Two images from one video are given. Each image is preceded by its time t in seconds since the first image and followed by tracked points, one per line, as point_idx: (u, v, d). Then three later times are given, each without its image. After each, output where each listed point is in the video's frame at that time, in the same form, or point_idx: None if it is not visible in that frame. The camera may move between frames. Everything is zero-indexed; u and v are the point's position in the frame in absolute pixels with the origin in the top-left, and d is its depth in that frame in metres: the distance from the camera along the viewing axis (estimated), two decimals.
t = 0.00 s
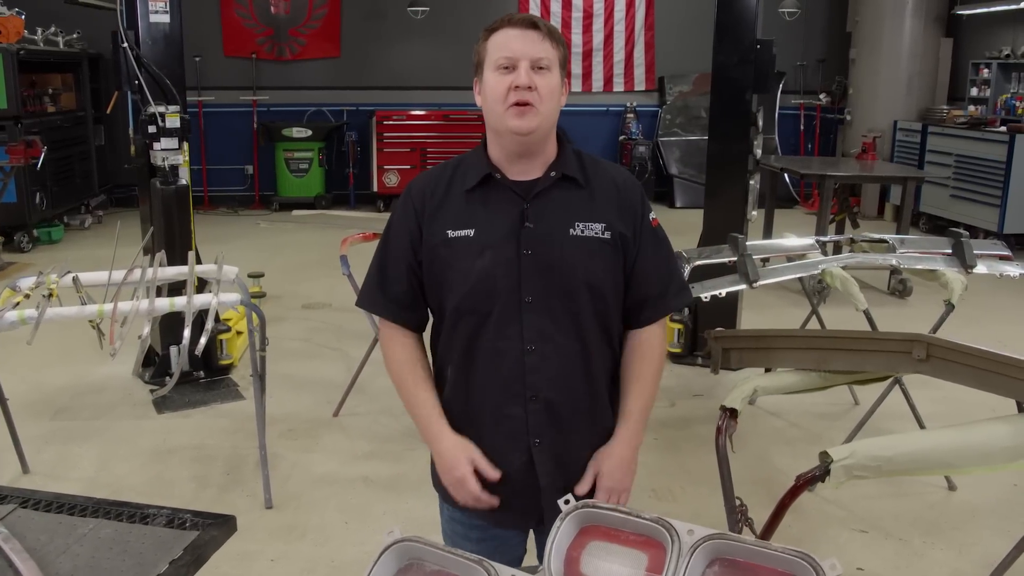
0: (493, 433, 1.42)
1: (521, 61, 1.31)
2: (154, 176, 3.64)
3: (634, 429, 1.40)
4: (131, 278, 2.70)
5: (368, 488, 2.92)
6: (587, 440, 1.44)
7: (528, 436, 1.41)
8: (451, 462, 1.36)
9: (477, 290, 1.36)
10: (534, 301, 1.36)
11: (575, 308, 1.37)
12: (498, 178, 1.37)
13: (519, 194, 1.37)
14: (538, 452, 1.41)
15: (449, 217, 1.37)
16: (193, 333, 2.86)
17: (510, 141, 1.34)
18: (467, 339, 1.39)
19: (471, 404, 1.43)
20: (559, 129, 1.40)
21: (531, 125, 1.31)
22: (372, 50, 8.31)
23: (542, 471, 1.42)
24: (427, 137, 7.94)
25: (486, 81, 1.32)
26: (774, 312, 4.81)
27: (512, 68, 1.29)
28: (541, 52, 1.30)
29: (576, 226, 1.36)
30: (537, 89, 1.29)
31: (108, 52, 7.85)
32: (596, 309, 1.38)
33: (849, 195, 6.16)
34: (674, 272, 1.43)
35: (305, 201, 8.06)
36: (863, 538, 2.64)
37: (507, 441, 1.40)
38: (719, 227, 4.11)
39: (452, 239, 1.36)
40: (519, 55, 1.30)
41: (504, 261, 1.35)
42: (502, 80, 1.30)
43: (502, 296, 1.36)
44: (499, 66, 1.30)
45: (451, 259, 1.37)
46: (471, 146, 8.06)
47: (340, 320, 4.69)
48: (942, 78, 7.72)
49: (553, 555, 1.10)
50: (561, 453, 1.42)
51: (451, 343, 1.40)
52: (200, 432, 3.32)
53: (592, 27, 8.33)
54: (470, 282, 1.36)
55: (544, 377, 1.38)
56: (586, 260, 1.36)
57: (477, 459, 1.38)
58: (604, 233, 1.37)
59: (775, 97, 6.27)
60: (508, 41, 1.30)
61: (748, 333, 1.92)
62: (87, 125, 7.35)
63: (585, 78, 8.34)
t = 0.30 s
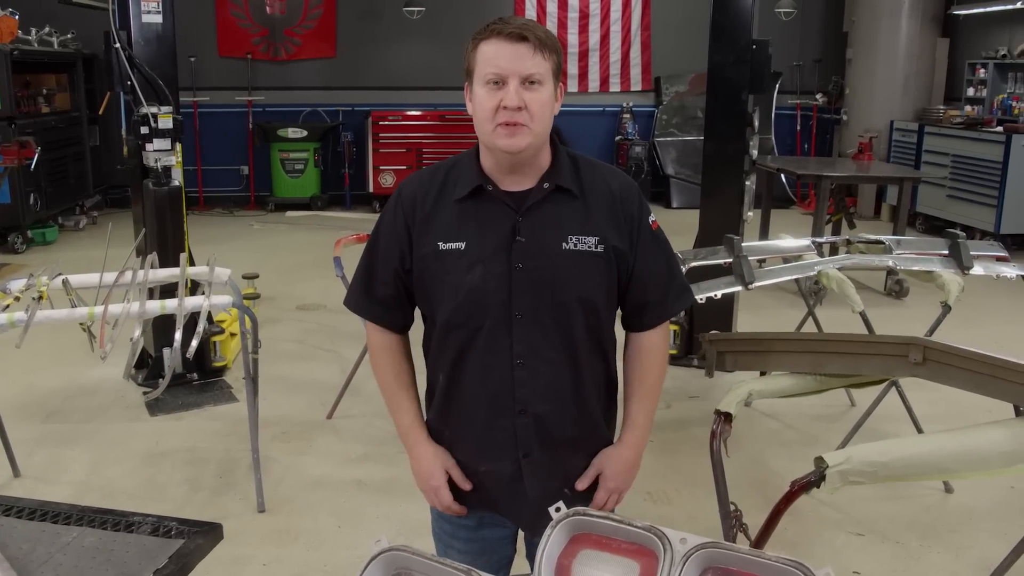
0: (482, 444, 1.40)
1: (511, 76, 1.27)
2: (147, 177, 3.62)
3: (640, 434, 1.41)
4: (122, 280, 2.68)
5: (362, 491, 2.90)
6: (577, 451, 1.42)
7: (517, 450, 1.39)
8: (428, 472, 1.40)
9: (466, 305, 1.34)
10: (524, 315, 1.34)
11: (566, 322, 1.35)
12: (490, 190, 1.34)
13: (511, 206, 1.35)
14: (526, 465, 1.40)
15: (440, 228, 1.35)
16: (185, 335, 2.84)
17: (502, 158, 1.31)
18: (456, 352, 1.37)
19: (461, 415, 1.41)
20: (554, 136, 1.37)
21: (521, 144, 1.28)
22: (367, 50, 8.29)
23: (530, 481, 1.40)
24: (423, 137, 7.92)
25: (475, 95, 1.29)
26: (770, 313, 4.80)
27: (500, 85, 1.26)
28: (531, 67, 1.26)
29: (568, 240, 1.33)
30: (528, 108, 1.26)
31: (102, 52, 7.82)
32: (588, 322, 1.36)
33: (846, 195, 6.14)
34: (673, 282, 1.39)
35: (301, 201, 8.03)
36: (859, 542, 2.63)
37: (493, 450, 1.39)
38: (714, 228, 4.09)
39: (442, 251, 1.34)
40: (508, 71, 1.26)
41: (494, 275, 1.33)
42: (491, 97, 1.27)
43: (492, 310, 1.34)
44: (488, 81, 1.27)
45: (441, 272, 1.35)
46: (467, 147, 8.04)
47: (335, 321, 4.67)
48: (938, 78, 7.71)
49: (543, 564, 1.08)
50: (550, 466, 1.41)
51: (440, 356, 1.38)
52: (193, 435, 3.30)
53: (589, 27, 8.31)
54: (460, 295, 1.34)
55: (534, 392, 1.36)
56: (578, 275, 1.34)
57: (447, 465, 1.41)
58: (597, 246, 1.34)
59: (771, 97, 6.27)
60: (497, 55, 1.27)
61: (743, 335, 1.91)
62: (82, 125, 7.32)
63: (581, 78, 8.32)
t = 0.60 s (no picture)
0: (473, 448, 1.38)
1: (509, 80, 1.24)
2: (138, 178, 3.59)
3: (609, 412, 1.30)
4: (112, 283, 2.65)
5: (354, 494, 2.88)
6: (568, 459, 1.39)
7: (507, 455, 1.36)
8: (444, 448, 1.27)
9: (458, 306, 1.32)
10: (517, 318, 1.32)
11: (559, 327, 1.33)
12: (485, 190, 1.32)
13: (507, 208, 1.33)
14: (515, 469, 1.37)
15: (434, 228, 1.33)
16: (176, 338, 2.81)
17: (499, 163, 1.29)
18: (448, 355, 1.35)
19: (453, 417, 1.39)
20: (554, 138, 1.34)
21: (519, 151, 1.26)
22: (362, 50, 8.26)
23: (519, 487, 1.38)
24: (418, 137, 7.91)
25: (472, 97, 1.26)
26: (765, 313, 4.78)
27: (499, 89, 1.23)
28: (530, 71, 1.24)
29: (564, 242, 1.31)
30: (527, 113, 1.24)
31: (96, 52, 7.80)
32: (583, 327, 1.34)
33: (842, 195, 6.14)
34: (668, 288, 1.35)
35: (296, 202, 8.00)
36: (854, 545, 2.62)
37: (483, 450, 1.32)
38: (709, 228, 4.08)
39: (436, 250, 1.32)
40: (506, 75, 1.23)
41: (487, 277, 1.31)
42: (489, 102, 1.24)
43: (485, 313, 1.32)
44: (487, 83, 1.24)
45: (434, 272, 1.33)
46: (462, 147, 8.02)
47: (328, 323, 4.64)
48: (933, 79, 7.71)
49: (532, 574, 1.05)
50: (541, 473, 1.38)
51: (433, 358, 1.36)
52: (184, 438, 3.28)
53: (584, 27, 8.30)
54: (452, 296, 1.32)
55: (526, 397, 1.34)
56: (572, 278, 1.31)
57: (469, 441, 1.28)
58: (593, 249, 1.31)
59: (766, 98, 6.26)
60: (497, 57, 1.24)
61: (736, 338, 1.89)
62: (75, 125, 7.29)
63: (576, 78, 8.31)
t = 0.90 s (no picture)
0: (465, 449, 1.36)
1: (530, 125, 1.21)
2: (129, 180, 3.57)
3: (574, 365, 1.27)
4: (102, 285, 2.62)
5: (346, 498, 2.86)
6: (561, 464, 1.36)
7: (498, 457, 1.34)
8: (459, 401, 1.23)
9: (454, 304, 1.31)
10: (512, 317, 1.31)
11: (555, 328, 1.32)
12: (484, 188, 1.32)
13: (507, 206, 1.32)
14: (506, 473, 1.35)
15: (432, 224, 1.32)
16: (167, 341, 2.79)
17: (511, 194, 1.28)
18: (441, 353, 1.34)
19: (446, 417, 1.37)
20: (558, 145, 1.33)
21: (534, 190, 1.26)
22: (357, 50, 8.24)
23: (508, 494, 1.35)
24: (412, 138, 7.89)
25: (490, 135, 1.22)
26: (760, 315, 4.78)
27: (520, 137, 1.20)
28: (553, 119, 1.21)
29: (562, 242, 1.30)
30: (547, 161, 1.23)
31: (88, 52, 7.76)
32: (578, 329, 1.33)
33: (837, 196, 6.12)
34: (665, 291, 1.33)
35: (290, 202, 7.97)
36: (849, 549, 2.60)
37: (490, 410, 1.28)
38: (704, 230, 4.07)
39: (432, 246, 1.31)
40: (529, 124, 1.20)
41: (484, 275, 1.30)
42: (509, 147, 1.21)
43: (479, 312, 1.31)
44: (506, 130, 1.20)
45: (430, 268, 1.31)
46: (457, 148, 8.00)
47: (322, 324, 4.62)
48: (928, 79, 7.72)
49: None
50: (533, 477, 1.35)
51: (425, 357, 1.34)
52: (176, 441, 3.25)
53: (579, 28, 8.30)
54: (447, 293, 1.31)
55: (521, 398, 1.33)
56: (568, 278, 1.30)
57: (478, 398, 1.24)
58: (592, 250, 1.31)
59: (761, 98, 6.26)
60: (518, 106, 1.19)
61: (729, 342, 1.88)
62: (68, 126, 7.26)
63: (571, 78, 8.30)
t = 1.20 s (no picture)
0: (470, 459, 1.33)
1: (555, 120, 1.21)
2: (121, 181, 3.55)
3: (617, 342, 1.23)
4: (92, 288, 2.60)
5: (339, 502, 2.84)
6: (566, 475, 1.34)
7: (504, 467, 1.32)
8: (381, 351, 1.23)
9: (461, 307, 1.29)
10: (521, 323, 1.29)
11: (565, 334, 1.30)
12: (494, 190, 1.31)
13: (517, 210, 1.31)
14: (512, 484, 1.32)
15: (439, 227, 1.31)
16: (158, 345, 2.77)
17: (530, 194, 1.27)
18: (446, 358, 1.32)
19: (450, 426, 1.34)
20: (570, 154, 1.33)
21: (555, 189, 1.25)
22: (352, 50, 8.22)
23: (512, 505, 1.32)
24: (407, 139, 7.87)
25: (514, 131, 1.22)
26: (756, 316, 4.77)
27: (546, 131, 1.20)
28: (578, 114, 1.21)
29: (572, 247, 1.30)
30: (571, 157, 1.22)
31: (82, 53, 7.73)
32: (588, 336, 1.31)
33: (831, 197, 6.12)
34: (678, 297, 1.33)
35: (284, 203, 7.94)
36: (843, 552, 2.59)
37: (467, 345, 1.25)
38: (698, 231, 4.06)
39: (440, 249, 1.30)
40: (555, 117, 1.20)
41: (492, 278, 1.29)
42: (534, 143, 1.21)
43: (487, 316, 1.29)
44: (533, 122, 1.20)
45: (437, 272, 1.30)
46: (452, 149, 7.99)
47: (315, 326, 4.61)
48: (924, 79, 7.72)
49: None
50: (538, 489, 1.33)
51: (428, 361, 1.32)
52: (168, 445, 3.23)
53: (573, 28, 8.29)
54: (455, 297, 1.29)
55: (528, 406, 1.30)
56: (578, 283, 1.29)
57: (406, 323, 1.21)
58: (603, 256, 1.30)
59: (756, 98, 6.25)
60: (546, 98, 1.20)
61: (724, 346, 1.88)
62: (62, 126, 7.24)
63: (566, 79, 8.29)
